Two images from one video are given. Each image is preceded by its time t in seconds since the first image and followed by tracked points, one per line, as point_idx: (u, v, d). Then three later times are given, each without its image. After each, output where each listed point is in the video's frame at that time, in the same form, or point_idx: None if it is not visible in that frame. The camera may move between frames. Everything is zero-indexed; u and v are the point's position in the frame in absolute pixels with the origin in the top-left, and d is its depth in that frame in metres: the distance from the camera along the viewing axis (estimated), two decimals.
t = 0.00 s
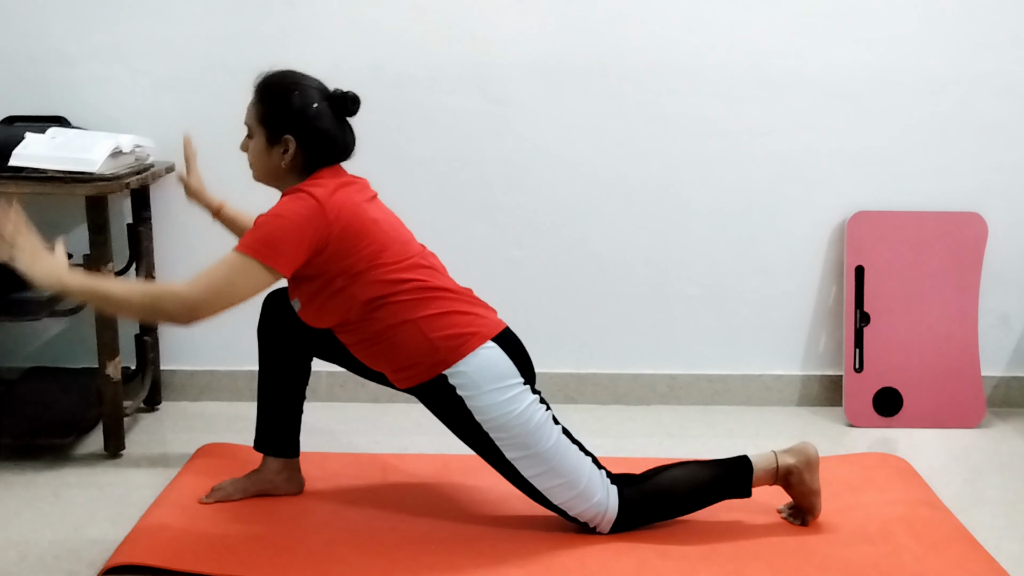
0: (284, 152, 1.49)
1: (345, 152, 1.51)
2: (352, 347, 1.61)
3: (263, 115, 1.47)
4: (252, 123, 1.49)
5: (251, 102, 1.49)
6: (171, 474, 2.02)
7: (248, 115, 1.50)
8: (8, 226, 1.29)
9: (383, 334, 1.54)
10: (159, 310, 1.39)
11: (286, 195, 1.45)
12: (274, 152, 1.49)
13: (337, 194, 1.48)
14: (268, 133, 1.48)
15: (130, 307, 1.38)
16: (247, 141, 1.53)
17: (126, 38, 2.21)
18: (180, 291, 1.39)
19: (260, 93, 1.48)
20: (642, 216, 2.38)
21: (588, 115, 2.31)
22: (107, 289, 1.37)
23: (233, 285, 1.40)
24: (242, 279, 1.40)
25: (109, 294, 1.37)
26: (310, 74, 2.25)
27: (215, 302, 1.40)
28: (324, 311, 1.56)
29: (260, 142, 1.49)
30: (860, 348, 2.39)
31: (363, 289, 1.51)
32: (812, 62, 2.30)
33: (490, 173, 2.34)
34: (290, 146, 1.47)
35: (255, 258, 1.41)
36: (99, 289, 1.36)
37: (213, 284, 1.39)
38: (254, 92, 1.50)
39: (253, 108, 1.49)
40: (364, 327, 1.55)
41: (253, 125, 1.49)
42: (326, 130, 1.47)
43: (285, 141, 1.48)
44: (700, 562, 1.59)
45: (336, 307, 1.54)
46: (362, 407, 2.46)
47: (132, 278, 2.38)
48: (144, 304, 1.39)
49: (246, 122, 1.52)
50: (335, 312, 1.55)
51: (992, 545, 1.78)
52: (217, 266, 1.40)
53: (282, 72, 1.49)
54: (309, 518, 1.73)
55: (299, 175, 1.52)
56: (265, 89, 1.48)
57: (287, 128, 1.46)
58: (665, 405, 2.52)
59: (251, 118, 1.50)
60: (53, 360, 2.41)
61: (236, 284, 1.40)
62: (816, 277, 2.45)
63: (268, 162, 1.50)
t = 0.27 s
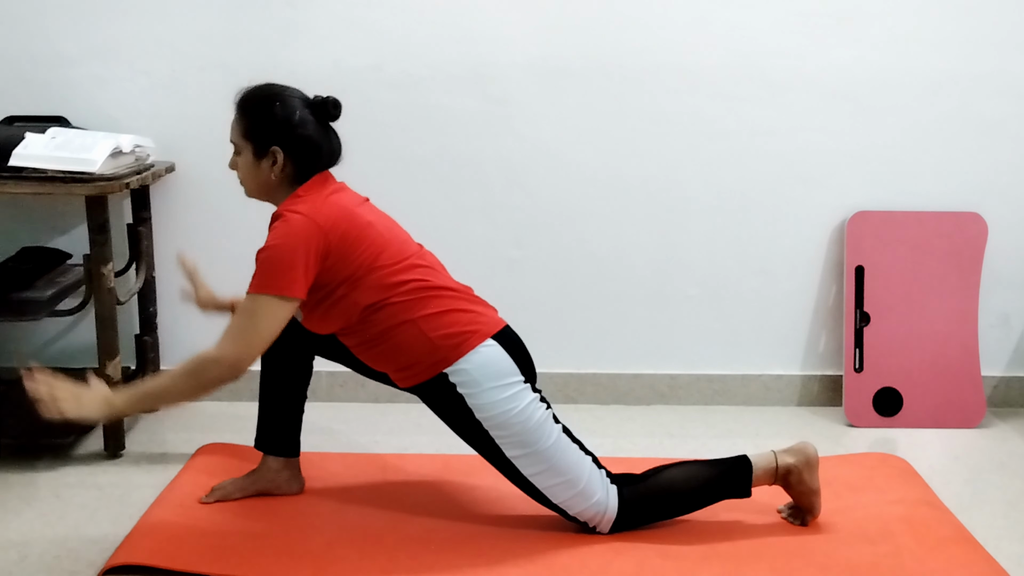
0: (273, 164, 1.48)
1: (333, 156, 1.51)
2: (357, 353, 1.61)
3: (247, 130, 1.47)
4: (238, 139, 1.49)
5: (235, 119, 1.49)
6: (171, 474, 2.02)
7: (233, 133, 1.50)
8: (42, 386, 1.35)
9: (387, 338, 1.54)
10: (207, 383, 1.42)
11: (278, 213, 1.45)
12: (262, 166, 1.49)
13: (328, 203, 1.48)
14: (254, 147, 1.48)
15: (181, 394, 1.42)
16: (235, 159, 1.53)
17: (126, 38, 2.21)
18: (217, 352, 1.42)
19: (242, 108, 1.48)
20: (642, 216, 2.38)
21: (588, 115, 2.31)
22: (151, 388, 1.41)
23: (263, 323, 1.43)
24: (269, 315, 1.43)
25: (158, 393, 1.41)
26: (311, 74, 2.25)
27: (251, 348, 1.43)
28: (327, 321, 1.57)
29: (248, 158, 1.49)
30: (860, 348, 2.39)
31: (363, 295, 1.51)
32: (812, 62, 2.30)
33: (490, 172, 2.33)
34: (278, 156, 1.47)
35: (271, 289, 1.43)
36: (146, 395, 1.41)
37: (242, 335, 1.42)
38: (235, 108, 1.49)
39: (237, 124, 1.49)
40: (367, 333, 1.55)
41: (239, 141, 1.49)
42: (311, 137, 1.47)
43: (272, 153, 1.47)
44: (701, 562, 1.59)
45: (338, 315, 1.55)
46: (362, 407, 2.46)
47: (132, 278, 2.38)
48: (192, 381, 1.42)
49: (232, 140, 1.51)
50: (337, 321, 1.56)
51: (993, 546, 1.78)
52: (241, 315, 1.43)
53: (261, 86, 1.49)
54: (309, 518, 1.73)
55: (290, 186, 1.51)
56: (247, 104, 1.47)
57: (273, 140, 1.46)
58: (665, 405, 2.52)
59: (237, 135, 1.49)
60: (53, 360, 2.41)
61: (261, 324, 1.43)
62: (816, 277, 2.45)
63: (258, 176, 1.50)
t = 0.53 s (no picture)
0: (261, 175, 1.48)
1: (321, 162, 1.51)
2: (360, 358, 1.61)
3: (233, 143, 1.47)
4: (224, 152, 1.49)
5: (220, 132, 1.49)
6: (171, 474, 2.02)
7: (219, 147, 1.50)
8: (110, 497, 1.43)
9: (388, 341, 1.54)
10: (255, 409, 1.43)
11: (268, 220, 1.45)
12: (251, 177, 1.48)
13: (320, 209, 1.48)
14: (241, 159, 1.47)
15: (237, 432, 1.44)
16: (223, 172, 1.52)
17: (126, 38, 2.21)
18: (249, 381, 1.43)
19: (226, 121, 1.48)
20: (642, 216, 2.38)
21: (588, 115, 2.31)
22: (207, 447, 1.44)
23: (279, 335, 1.43)
24: (281, 326, 1.43)
25: (217, 441, 1.44)
26: (311, 74, 2.25)
27: (279, 363, 1.44)
28: (327, 328, 1.57)
29: (236, 171, 1.49)
30: (860, 348, 2.39)
31: (362, 298, 1.52)
32: (812, 62, 2.30)
33: (490, 172, 2.33)
34: (265, 167, 1.47)
35: (276, 304, 1.43)
36: (207, 449, 1.44)
37: (265, 356, 1.43)
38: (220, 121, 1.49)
39: (223, 138, 1.48)
40: (368, 337, 1.56)
41: (225, 154, 1.49)
42: (297, 145, 1.47)
43: (259, 164, 1.47)
44: (700, 562, 1.59)
45: (338, 321, 1.55)
46: (362, 407, 2.46)
47: (132, 278, 2.38)
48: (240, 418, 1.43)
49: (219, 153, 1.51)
50: (337, 326, 1.56)
51: (993, 546, 1.77)
52: (259, 339, 1.45)
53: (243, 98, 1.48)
54: (309, 517, 1.73)
55: (280, 195, 1.51)
56: (231, 117, 1.47)
57: (259, 151, 1.46)
58: (665, 405, 2.51)
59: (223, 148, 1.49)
60: (53, 360, 2.41)
61: (281, 338, 1.43)
62: (816, 277, 2.45)
63: (247, 188, 1.50)
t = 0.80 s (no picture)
0: (251, 188, 1.49)
1: (311, 174, 1.51)
2: (362, 364, 1.62)
3: (224, 156, 1.48)
4: (215, 165, 1.50)
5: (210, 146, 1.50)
6: (171, 474, 2.02)
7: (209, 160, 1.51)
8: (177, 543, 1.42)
9: (388, 346, 1.54)
10: (283, 422, 1.45)
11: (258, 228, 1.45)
12: (240, 189, 1.49)
13: (312, 216, 1.48)
14: (231, 173, 1.48)
15: (274, 448, 1.44)
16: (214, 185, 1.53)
17: (127, 38, 2.21)
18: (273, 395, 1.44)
19: (216, 134, 1.48)
20: (642, 215, 2.38)
21: (588, 115, 2.31)
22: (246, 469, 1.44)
23: (288, 343, 1.44)
24: (287, 335, 1.44)
25: (257, 463, 1.44)
26: (311, 74, 2.25)
27: (295, 372, 1.44)
28: (326, 334, 1.57)
29: (226, 184, 1.50)
30: (860, 348, 2.39)
31: (358, 302, 1.52)
32: (812, 62, 2.30)
33: (490, 172, 2.34)
34: (255, 180, 1.48)
35: (278, 316, 1.44)
36: (248, 473, 1.44)
37: (280, 370, 1.44)
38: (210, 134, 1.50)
39: (213, 151, 1.49)
40: (366, 341, 1.56)
41: (215, 167, 1.50)
42: (287, 159, 1.47)
43: (249, 177, 1.48)
44: (700, 561, 1.59)
45: (336, 326, 1.55)
46: (362, 407, 2.46)
47: (132, 278, 2.38)
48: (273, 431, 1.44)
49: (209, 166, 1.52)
50: (335, 331, 1.56)
51: (993, 546, 1.77)
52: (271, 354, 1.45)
53: (233, 112, 1.49)
54: (309, 517, 1.73)
55: (270, 207, 1.52)
56: (221, 130, 1.48)
57: (248, 164, 1.47)
58: (665, 405, 2.51)
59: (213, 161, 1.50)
60: (53, 361, 2.41)
61: (292, 348, 1.44)
62: (816, 277, 2.45)
63: (237, 201, 1.51)
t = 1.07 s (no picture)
0: (244, 198, 1.49)
1: (304, 183, 1.51)
2: (361, 367, 1.61)
3: (216, 167, 1.48)
4: (207, 176, 1.50)
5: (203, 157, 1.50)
6: (171, 474, 2.02)
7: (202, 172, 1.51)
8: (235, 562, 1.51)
9: (387, 348, 1.54)
10: (312, 422, 1.46)
11: (256, 239, 1.45)
12: (233, 200, 1.49)
13: (307, 223, 1.48)
14: (224, 184, 1.48)
15: (310, 450, 1.47)
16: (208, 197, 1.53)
17: (126, 37, 2.21)
18: (298, 401, 1.45)
19: (208, 146, 1.48)
20: (642, 215, 2.38)
21: (588, 115, 2.31)
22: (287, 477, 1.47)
23: (303, 346, 1.44)
24: (299, 339, 1.44)
25: (295, 468, 1.47)
26: (311, 74, 2.25)
27: (313, 373, 1.45)
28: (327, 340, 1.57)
29: (219, 195, 1.50)
30: (860, 348, 2.39)
31: (359, 308, 1.51)
32: (813, 62, 2.30)
33: (490, 172, 2.33)
34: (247, 190, 1.48)
35: (286, 324, 1.44)
36: (288, 479, 1.47)
37: (298, 375, 1.44)
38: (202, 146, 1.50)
39: (205, 163, 1.49)
40: (367, 345, 1.55)
41: (208, 179, 1.50)
42: (279, 168, 1.47)
43: (242, 187, 1.48)
44: (701, 562, 1.59)
45: (336, 331, 1.54)
46: (362, 407, 2.46)
47: (132, 278, 2.38)
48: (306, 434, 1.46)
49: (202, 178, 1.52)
50: (334, 335, 1.56)
51: (993, 546, 1.78)
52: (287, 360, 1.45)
53: (224, 123, 1.49)
54: (309, 517, 1.73)
55: (264, 217, 1.52)
56: (213, 141, 1.48)
57: (240, 174, 1.47)
58: (665, 405, 2.51)
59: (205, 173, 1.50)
60: (53, 361, 2.41)
61: (307, 350, 1.44)
62: (816, 277, 2.45)
63: (231, 211, 1.51)
